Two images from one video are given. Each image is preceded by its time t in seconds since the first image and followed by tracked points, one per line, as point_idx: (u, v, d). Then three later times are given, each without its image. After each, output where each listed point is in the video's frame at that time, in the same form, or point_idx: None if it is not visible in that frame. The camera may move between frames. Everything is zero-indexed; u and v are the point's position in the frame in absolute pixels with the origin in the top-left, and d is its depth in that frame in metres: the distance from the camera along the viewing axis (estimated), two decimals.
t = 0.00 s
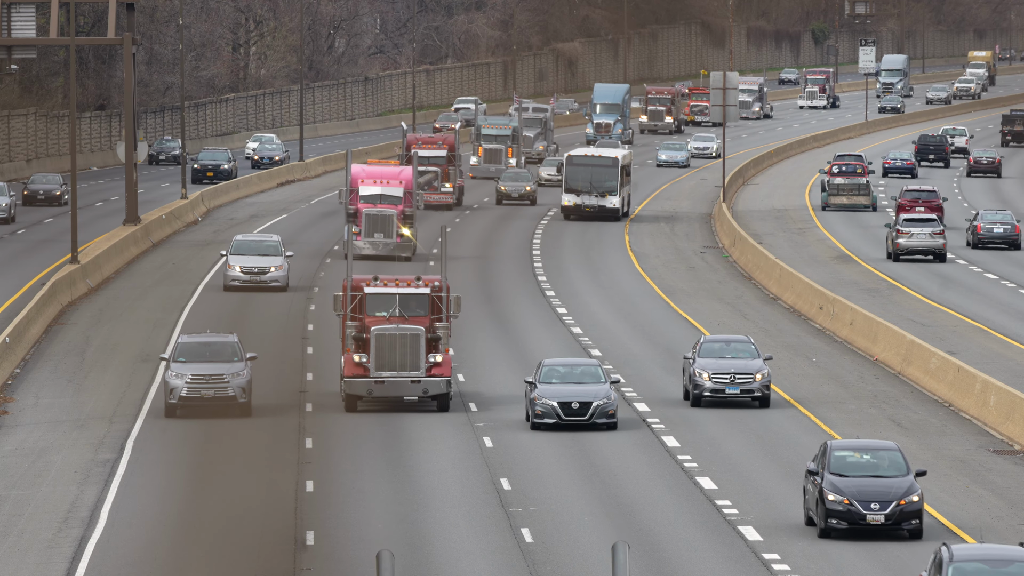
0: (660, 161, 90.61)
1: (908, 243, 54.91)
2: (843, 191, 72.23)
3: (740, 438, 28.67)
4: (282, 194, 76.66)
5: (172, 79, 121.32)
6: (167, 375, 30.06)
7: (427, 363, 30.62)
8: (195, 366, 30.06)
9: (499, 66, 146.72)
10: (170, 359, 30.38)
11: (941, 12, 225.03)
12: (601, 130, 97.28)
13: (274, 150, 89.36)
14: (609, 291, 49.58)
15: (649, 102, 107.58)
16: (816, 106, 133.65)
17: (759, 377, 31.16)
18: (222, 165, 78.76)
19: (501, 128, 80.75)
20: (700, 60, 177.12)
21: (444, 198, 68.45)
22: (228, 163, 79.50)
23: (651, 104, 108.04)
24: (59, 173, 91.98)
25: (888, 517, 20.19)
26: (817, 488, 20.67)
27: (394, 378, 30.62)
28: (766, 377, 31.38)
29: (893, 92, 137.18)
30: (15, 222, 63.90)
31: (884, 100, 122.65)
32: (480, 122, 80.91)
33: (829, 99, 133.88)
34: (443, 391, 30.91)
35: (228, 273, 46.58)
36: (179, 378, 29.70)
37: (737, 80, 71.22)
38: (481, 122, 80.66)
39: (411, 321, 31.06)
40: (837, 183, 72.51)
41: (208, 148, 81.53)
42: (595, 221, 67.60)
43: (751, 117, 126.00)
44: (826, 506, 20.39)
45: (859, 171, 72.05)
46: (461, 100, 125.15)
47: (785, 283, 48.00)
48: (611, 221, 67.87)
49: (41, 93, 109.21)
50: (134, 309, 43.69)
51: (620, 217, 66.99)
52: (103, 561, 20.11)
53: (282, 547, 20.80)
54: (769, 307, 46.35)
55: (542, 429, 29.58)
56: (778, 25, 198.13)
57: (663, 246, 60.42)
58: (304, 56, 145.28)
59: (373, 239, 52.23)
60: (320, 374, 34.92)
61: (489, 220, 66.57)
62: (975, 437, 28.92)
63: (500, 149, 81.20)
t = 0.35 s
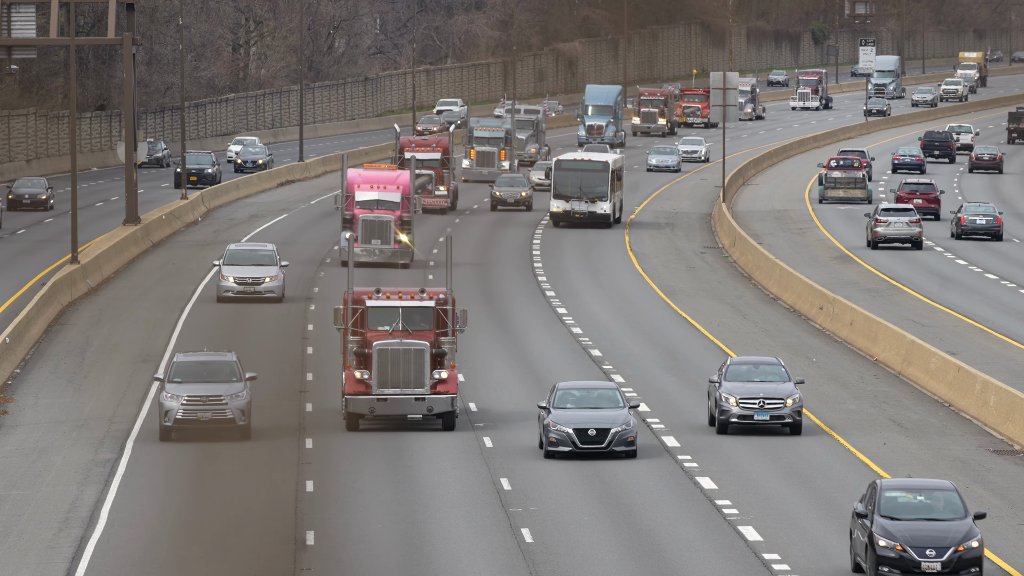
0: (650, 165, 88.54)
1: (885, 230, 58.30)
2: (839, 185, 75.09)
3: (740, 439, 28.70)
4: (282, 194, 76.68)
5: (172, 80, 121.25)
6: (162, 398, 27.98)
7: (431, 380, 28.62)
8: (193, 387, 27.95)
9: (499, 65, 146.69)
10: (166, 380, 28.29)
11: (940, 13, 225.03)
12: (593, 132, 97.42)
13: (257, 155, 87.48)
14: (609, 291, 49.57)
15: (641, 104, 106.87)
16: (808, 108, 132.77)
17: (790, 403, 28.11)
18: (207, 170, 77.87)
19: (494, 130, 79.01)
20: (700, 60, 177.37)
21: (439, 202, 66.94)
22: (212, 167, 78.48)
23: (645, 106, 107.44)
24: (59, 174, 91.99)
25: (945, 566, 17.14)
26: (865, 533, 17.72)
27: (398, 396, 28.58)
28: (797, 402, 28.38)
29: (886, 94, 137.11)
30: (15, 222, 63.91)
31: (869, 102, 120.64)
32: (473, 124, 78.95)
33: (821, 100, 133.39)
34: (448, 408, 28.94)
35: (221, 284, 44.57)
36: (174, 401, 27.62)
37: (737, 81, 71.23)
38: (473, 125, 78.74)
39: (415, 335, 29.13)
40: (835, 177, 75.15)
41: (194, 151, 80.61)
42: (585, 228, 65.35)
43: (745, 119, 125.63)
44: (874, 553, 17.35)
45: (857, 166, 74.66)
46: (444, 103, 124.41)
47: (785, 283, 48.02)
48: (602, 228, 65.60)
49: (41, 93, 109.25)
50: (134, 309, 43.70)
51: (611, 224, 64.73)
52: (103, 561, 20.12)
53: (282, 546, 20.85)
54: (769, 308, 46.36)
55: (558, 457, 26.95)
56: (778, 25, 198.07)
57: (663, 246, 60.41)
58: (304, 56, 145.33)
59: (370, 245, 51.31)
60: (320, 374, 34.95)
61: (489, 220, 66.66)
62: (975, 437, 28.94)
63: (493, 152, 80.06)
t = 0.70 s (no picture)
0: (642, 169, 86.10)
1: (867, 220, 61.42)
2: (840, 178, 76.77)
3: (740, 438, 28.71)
4: (282, 194, 76.65)
5: (172, 79, 121.20)
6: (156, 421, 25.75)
7: (436, 399, 26.95)
8: (189, 409, 25.77)
9: (499, 65, 146.75)
10: (161, 401, 26.07)
11: (940, 13, 224.73)
12: (586, 134, 97.46)
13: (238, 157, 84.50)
14: (609, 290, 49.52)
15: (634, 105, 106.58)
16: (801, 109, 131.79)
17: (824, 431, 25.44)
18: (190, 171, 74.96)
19: (485, 133, 78.20)
20: (700, 59, 177.42)
21: (433, 206, 65.25)
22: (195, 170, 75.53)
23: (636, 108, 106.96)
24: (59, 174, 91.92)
25: None
26: None
27: (401, 415, 26.92)
28: (833, 431, 25.67)
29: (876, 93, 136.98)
30: (15, 222, 63.89)
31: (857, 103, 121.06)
32: (464, 127, 78.26)
33: (814, 101, 132.55)
34: (454, 428, 27.30)
35: (214, 295, 42.26)
36: (169, 424, 25.39)
37: (737, 81, 71.21)
38: (464, 127, 78.02)
39: (418, 351, 27.36)
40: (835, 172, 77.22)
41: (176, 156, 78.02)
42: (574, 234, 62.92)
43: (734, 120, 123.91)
44: None
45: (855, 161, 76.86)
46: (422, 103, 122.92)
47: (785, 283, 47.99)
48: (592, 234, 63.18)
49: (41, 93, 109.21)
50: (134, 309, 43.67)
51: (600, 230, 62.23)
52: (103, 561, 20.10)
53: (282, 545, 20.84)
54: (769, 307, 46.33)
55: (574, 489, 24.37)
56: (778, 25, 198.03)
57: (663, 246, 60.40)
58: (304, 56, 145.29)
59: (368, 251, 49.70)
60: (319, 374, 34.89)
61: (488, 220, 66.67)
62: (975, 437, 28.94)
63: (486, 154, 79.14)
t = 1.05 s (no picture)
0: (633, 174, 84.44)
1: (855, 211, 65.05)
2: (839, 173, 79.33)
3: (739, 437, 28.76)
4: (282, 194, 76.66)
5: (172, 80, 121.18)
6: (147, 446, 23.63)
7: (441, 419, 25.39)
8: (186, 434, 23.63)
9: (499, 66, 146.79)
10: (154, 426, 23.93)
11: (940, 13, 224.53)
12: (577, 136, 97.34)
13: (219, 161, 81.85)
14: (609, 291, 49.53)
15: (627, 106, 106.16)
16: (794, 110, 131.47)
17: (864, 465, 22.53)
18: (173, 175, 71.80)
19: (478, 134, 77.74)
20: (700, 60, 177.47)
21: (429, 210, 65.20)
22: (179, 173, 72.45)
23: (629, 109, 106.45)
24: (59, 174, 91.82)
25: None
26: None
27: (404, 436, 25.33)
28: (873, 465, 22.77)
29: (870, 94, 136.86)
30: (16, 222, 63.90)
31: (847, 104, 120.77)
32: (456, 128, 77.90)
33: (807, 102, 131.95)
34: (461, 450, 25.59)
35: (207, 308, 40.35)
36: (162, 451, 23.26)
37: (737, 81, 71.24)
38: (456, 128, 77.69)
39: (423, 369, 25.89)
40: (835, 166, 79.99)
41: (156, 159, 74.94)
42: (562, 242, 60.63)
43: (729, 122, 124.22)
44: None
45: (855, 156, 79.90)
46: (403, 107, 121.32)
47: (785, 283, 48.00)
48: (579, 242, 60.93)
49: (41, 94, 109.15)
50: (135, 309, 43.69)
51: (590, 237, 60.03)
52: (103, 561, 20.11)
53: (282, 546, 20.88)
54: (769, 308, 46.35)
55: (594, 526, 21.79)
56: (778, 25, 198.01)
57: (664, 246, 60.41)
58: (304, 56, 145.24)
59: (367, 257, 48.84)
60: (320, 374, 34.85)
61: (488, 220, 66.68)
62: (975, 437, 28.95)
63: (479, 156, 78.39)
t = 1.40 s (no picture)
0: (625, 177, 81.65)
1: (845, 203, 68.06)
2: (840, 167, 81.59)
3: (739, 437, 28.77)
4: (283, 194, 76.68)
5: (172, 80, 121.20)
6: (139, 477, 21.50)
7: (446, 442, 23.46)
8: (181, 463, 21.50)
9: (499, 66, 146.74)
10: (145, 454, 21.79)
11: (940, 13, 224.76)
12: (570, 138, 97.11)
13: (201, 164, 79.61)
14: (609, 291, 49.53)
15: (619, 108, 106.05)
16: (785, 110, 129.97)
17: (912, 504, 19.91)
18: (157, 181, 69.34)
19: (470, 137, 76.26)
20: (700, 60, 177.46)
21: (424, 213, 63.97)
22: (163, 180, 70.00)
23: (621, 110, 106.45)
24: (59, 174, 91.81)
25: None
26: None
27: (409, 460, 23.41)
28: (922, 505, 20.12)
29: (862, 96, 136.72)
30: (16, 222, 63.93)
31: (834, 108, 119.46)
32: (449, 130, 76.36)
33: (800, 104, 131.03)
34: (467, 475, 23.71)
35: (199, 321, 38.29)
36: (154, 481, 21.15)
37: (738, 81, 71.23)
38: (449, 131, 76.10)
39: (427, 390, 24.02)
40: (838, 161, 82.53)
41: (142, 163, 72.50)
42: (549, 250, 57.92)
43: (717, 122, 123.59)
44: None
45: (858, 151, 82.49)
46: (383, 108, 118.99)
47: (785, 283, 47.99)
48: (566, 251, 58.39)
49: (41, 94, 109.14)
50: (135, 309, 43.68)
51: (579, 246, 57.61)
52: (103, 562, 20.10)
53: (283, 546, 20.92)
54: (769, 308, 46.36)
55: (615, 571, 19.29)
56: (778, 25, 197.95)
57: (664, 246, 60.42)
58: (304, 56, 145.21)
59: (366, 265, 47.52)
60: (320, 373, 34.81)
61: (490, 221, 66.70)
62: (975, 437, 28.94)
63: (471, 159, 76.99)
